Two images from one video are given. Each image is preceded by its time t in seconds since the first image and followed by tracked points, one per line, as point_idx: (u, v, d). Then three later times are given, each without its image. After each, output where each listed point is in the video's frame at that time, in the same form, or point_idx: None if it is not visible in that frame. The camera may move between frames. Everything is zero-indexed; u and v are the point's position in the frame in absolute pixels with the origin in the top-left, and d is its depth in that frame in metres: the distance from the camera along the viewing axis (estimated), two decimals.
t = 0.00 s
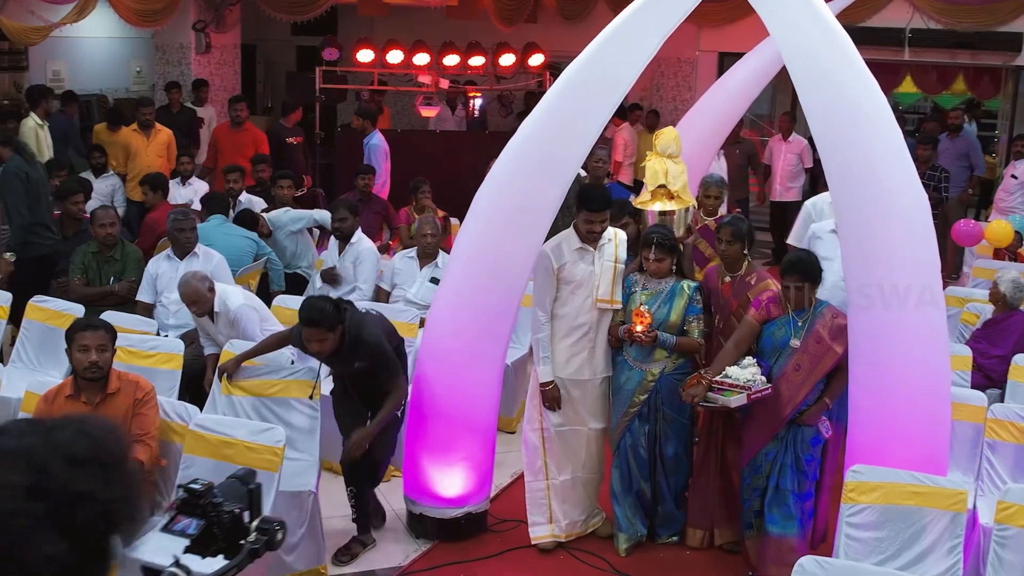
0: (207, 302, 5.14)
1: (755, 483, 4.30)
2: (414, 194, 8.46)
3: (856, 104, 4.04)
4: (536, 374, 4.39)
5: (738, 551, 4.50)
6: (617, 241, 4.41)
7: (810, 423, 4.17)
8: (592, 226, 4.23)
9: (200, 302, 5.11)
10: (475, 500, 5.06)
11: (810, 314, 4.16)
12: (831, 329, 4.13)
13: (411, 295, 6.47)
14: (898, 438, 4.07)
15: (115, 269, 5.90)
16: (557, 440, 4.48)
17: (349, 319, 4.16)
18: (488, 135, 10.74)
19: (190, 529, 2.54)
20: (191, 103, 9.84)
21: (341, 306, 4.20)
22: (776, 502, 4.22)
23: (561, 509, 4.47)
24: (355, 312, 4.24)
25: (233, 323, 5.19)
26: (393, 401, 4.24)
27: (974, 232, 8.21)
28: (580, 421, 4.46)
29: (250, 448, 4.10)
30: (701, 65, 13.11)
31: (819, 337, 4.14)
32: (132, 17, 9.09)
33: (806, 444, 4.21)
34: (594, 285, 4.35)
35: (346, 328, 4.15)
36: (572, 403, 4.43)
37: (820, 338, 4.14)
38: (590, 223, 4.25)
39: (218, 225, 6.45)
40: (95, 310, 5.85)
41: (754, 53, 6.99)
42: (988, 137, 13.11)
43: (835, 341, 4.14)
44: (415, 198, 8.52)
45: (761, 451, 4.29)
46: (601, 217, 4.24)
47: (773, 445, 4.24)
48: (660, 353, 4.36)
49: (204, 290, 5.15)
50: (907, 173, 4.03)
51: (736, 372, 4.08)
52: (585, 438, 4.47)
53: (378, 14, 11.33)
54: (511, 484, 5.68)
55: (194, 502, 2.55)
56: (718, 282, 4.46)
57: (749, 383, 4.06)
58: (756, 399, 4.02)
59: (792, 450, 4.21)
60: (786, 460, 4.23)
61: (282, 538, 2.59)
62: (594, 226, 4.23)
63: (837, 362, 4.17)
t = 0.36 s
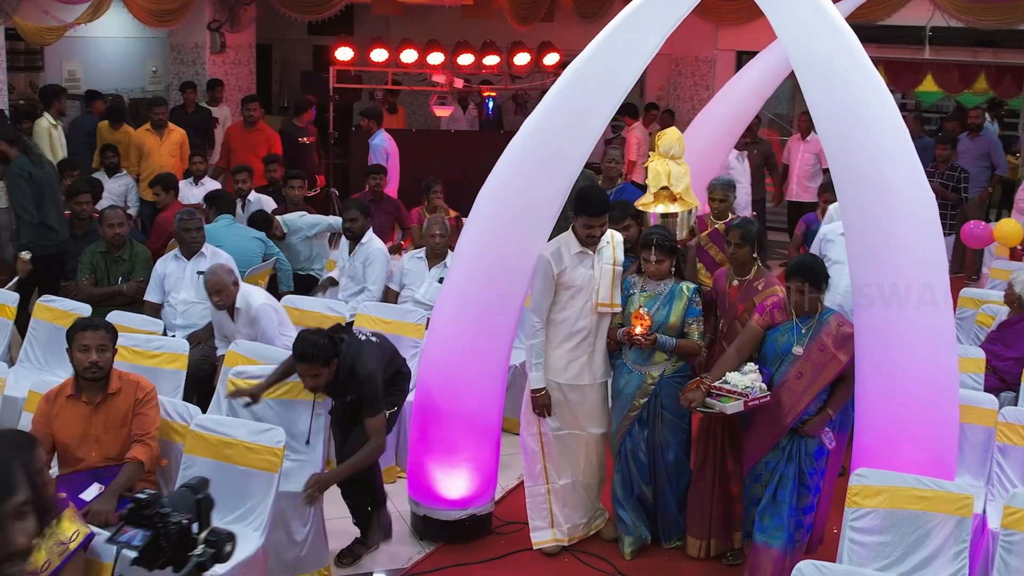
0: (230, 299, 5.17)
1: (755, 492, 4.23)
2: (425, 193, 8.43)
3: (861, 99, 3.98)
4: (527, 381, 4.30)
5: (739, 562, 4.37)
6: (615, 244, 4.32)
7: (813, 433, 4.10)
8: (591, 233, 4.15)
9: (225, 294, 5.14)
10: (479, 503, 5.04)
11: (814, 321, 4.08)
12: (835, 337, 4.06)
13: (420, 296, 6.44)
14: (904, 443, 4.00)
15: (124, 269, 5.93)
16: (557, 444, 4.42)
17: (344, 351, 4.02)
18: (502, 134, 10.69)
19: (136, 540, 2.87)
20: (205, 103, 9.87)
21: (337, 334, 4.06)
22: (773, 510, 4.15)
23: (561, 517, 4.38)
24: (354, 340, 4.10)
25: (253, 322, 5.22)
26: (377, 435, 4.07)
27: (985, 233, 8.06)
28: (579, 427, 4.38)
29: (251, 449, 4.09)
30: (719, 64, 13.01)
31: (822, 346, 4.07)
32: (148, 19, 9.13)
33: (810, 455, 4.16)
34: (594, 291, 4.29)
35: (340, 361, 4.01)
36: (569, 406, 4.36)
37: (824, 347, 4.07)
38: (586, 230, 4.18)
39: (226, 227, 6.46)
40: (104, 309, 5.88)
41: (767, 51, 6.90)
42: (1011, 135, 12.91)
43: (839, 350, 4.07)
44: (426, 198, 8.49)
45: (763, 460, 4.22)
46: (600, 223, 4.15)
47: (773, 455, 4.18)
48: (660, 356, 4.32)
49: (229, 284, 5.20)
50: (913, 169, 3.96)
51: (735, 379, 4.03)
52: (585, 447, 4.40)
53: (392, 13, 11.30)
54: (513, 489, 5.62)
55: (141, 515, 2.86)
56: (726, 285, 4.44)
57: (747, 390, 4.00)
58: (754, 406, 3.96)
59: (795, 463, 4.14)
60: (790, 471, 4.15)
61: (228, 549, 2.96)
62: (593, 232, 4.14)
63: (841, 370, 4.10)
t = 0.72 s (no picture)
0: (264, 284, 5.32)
1: (755, 500, 4.18)
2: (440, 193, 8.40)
3: (868, 95, 3.93)
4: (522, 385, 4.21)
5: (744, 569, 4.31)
6: (614, 245, 4.26)
7: (820, 441, 4.04)
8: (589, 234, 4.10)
9: (263, 279, 5.29)
10: (485, 504, 5.01)
11: (825, 326, 4.03)
12: (844, 343, 4.00)
13: (431, 296, 6.43)
14: (912, 447, 3.93)
15: (134, 268, 5.97)
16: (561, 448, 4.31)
17: (339, 391, 3.57)
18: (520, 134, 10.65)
19: (63, 557, 2.56)
20: (223, 102, 9.91)
21: (332, 371, 3.60)
22: (775, 517, 4.10)
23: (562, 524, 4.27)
24: (354, 376, 3.65)
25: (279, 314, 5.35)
26: (369, 478, 3.66)
27: (1008, 234, 7.91)
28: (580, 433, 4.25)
29: (251, 448, 4.09)
30: (741, 63, 12.89)
31: (832, 351, 4.02)
32: (165, 18, 9.15)
33: (817, 466, 4.08)
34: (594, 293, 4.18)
35: (333, 401, 3.56)
36: (567, 409, 4.25)
37: (833, 351, 4.03)
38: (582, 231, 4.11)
39: (237, 227, 6.49)
40: (115, 308, 5.92)
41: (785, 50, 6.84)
42: None
43: (849, 358, 3.99)
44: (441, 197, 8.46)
45: (766, 466, 4.15)
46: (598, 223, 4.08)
47: (777, 461, 4.12)
48: (663, 357, 4.30)
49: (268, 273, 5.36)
50: (922, 167, 3.90)
51: (738, 380, 4.00)
52: (591, 448, 4.28)
53: (411, 12, 11.27)
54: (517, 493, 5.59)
55: (68, 531, 2.59)
56: (732, 290, 4.31)
57: (749, 391, 3.97)
58: (755, 407, 3.93)
59: (803, 472, 4.08)
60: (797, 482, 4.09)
61: (159, 568, 2.67)
62: (591, 232, 4.09)
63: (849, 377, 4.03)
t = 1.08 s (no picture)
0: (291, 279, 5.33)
1: (758, 505, 4.02)
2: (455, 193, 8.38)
3: (874, 91, 3.87)
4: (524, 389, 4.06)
5: None
6: (617, 246, 4.14)
7: (829, 447, 3.92)
8: (590, 235, 3.95)
9: (294, 273, 5.37)
10: (491, 507, 4.98)
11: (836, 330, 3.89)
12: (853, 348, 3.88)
13: (443, 296, 6.42)
14: (921, 452, 3.85)
15: (147, 268, 6.00)
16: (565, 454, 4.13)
17: (324, 424, 3.07)
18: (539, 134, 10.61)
19: None
20: (243, 102, 9.95)
21: (316, 404, 3.11)
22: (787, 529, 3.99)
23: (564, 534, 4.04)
24: (343, 404, 3.14)
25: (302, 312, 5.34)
26: (368, 518, 3.09)
27: None
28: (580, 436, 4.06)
29: (253, 449, 4.09)
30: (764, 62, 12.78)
31: (842, 356, 3.82)
32: (182, 17, 9.17)
33: (828, 474, 3.97)
34: (597, 295, 4.02)
35: (317, 437, 3.07)
36: (570, 413, 4.10)
37: (845, 356, 3.82)
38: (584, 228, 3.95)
39: (250, 228, 6.47)
40: (127, 308, 5.95)
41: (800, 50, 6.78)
42: None
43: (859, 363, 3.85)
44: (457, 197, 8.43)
45: (771, 470, 4.00)
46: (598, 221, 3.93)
47: (783, 466, 3.98)
48: (668, 361, 4.22)
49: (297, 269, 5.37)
50: (930, 166, 3.83)
51: (745, 383, 3.90)
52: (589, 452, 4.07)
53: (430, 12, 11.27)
54: (524, 497, 5.56)
55: None
56: (739, 294, 4.17)
57: (757, 395, 3.86)
58: (764, 411, 3.83)
59: (817, 483, 3.96)
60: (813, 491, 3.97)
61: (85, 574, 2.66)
62: (590, 234, 3.95)
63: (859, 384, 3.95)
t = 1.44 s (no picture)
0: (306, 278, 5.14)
1: (761, 511, 3.96)
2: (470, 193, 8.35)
3: (880, 90, 3.84)
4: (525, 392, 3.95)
5: None
6: (620, 248, 4.01)
7: (836, 452, 3.82)
8: (591, 237, 3.87)
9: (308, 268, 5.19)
10: (496, 508, 4.95)
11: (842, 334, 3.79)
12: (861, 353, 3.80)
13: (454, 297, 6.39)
14: (927, 456, 3.79)
15: (157, 268, 6.02)
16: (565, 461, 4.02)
17: (286, 452, 2.83)
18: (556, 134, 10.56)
19: None
20: (260, 102, 9.97)
21: (278, 432, 2.88)
22: (785, 536, 3.97)
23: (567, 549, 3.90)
24: (309, 429, 2.88)
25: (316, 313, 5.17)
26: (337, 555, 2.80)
27: None
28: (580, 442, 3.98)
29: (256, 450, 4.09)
30: (787, 61, 12.65)
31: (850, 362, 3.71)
32: (200, 17, 9.20)
33: (834, 480, 3.87)
34: (598, 298, 3.96)
35: (278, 467, 2.83)
36: (573, 418, 4.00)
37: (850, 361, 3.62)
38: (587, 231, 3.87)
39: (261, 226, 6.48)
40: (138, 307, 5.98)
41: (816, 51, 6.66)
42: None
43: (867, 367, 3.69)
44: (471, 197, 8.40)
45: (773, 476, 3.93)
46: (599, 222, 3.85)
47: (786, 471, 3.90)
48: (670, 365, 4.15)
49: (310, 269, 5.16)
50: (937, 169, 3.80)
51: (751, 388, 3.79)
52: (589, 458, 3.98)
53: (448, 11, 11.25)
54: (530, 500, 5.53)
55: None
56: (742, 299, 4.08)
57: (763, 400, 3.77)
58: (770, 416, 3.73)
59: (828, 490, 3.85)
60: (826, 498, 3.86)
61: None
62: (591, 235, 3.86)
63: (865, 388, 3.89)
